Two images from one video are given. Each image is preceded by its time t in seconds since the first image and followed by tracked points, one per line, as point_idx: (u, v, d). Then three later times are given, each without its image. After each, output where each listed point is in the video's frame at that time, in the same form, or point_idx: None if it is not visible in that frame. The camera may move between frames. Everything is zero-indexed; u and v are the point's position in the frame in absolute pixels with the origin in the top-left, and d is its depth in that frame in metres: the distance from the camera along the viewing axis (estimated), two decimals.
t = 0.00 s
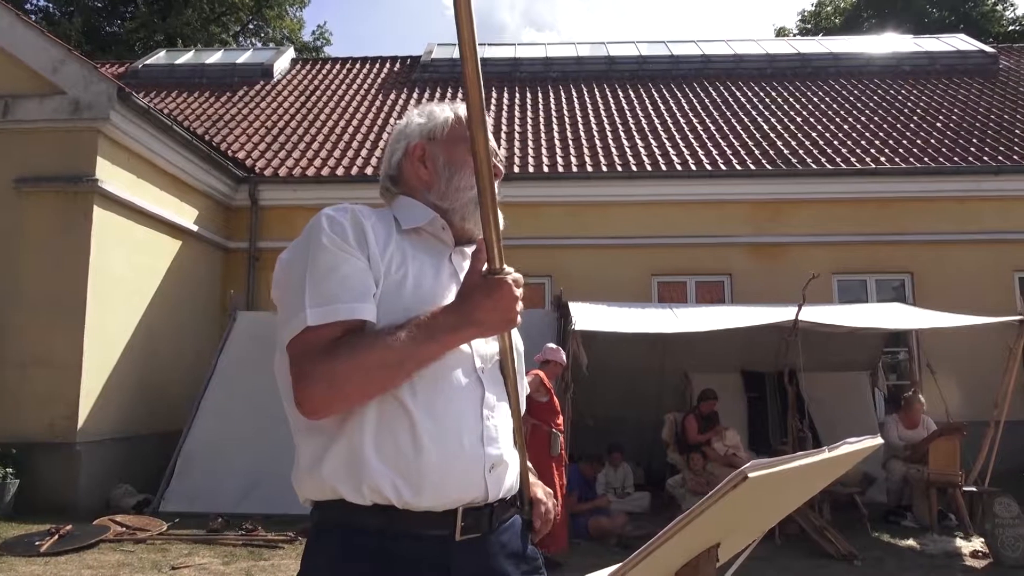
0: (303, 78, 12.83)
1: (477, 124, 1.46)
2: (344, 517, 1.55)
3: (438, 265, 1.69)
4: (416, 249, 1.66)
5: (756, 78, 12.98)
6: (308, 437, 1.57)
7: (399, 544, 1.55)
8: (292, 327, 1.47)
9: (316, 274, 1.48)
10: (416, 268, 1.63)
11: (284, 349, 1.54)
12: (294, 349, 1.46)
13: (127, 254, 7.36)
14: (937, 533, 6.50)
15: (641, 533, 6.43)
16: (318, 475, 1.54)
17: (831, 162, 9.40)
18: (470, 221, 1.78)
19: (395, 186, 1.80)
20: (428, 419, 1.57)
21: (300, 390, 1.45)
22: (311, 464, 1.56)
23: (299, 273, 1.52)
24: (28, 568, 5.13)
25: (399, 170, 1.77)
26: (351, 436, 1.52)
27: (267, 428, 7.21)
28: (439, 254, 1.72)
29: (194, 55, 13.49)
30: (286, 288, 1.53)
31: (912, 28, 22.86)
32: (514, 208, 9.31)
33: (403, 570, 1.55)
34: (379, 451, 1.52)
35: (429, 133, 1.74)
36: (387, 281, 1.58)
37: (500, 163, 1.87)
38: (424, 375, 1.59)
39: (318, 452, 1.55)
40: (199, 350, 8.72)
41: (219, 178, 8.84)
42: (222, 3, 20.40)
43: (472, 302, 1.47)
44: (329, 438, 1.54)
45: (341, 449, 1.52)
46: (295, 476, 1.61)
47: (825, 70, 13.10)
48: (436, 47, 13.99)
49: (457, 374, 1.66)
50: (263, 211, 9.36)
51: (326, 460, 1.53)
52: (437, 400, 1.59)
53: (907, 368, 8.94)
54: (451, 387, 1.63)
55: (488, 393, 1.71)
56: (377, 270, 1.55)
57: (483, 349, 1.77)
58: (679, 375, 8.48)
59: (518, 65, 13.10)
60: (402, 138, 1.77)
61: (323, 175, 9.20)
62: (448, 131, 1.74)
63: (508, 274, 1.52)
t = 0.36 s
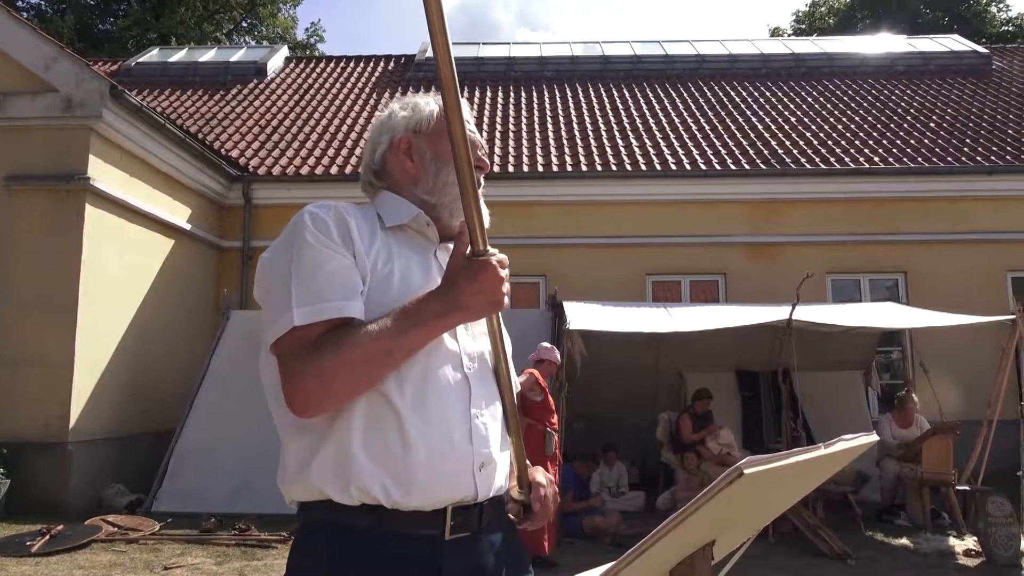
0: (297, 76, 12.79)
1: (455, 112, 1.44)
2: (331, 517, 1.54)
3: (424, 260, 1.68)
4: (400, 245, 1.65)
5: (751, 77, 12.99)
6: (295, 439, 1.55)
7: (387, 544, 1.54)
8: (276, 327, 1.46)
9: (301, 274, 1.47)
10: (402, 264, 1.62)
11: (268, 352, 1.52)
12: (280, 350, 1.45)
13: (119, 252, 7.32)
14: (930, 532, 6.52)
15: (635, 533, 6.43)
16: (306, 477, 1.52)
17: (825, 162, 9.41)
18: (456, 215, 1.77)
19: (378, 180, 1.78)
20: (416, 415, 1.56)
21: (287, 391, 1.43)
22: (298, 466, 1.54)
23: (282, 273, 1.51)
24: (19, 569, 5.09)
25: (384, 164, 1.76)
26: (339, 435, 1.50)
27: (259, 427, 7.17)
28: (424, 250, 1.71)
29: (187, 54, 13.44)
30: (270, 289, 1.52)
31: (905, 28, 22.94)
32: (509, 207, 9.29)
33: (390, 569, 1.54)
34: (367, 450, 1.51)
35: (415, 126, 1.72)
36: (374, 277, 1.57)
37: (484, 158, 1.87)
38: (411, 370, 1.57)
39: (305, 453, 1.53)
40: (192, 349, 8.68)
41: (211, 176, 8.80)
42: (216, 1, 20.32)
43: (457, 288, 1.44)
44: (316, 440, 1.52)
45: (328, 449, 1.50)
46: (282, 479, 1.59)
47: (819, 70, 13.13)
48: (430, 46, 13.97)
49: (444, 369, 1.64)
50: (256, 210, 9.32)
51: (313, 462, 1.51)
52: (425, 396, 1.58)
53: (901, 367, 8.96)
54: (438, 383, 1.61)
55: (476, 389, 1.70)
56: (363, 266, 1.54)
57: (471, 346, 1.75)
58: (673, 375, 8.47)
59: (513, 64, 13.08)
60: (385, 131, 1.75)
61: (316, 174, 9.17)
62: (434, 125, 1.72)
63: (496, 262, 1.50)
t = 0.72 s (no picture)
0: (292, 75, 12.77)
1: (443, 121, 1.41)
2: (323, 520, 1.54)
3: (409, 263, 1.69)
4: (384, 247, 1.66)
5: (745, 78, 13.02)
6: (285, 444, 1.55)
7: (380, 546, 1.55)
8: (262, 331, 1.46)
9: (284, 280, 1.47)
10: (387, 266, 1.63)
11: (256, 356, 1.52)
12: (267, 354, 1.45)
13: (113, 252, 7.30)
14: (923, 531, 6.54)
15: (630, 533, 6.44)
16: (296, 483, 1.52)
17: (819, 162, 9.43)
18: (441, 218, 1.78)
19: (365, 179, 1.78)
20: (405, 416, 1.55)
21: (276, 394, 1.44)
22: (289, 472, 1.54)
23: (266, 278, 1.51)
24: (12, 570, 5.08)
25: (370, 163, 1.75)
26: (328, 439, 1.50)
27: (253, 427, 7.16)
28: (409, 252, 1.72)
29: (181, 53, 13.41)
30: (254, 294, 1.52)
31: (900, 28, 23.01)
32: (504, 207, 9.30)
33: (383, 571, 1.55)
34: (356, 453, 1.51)
35: (403, 127, 1.71)
36: (359, 280, 1.57)
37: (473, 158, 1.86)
38: (399, 372, 1.57)
39: (296, 458, 1.53)
40: (186, 349, 8.66)
41: (206, 176, 8.78)
42: None
43: (441, 285, 1.41)
44: (306, 445, 1.52)
45: (318, 454, 1.50)
46: (272, 484, 1.59)
47: (813, 70, 13.17)
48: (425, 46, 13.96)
49: (432, 370, 1.64)
50: (251, 209, 9.31)
51: (303, 467, 1.51)
52: (413, 397, 1.57)
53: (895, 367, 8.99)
54: (427, 384, 1.61)
55: (465, 389, 1.69)
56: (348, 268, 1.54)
57: (458, 346, 1.75)
58: (667, 375, 8.49)
59: (507, 64, 13.09)
60: (373, 130, 1.74)
61: (311, 173, 9.15)
62: (422, 127, 1.71)
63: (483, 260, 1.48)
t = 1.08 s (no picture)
0: (287, 74, 12.74)
1: (454, 111, 1.35)
2: (319, 520, 1.54)
3: (406, 264, 1.69)
4: (382, 248, 1.66)
5: (740, 78, 13.04)
6: (280, 440, 1.55)
7: (376, 547, 1.55)
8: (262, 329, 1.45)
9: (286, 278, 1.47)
10: (386, 267, 1.63)
11: (257, 355, 1.51)
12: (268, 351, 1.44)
13: (107, 251, 7.27)
14: (917, 530, 6.56)
15: (625, 532, 6.44)
16: (293, 478, 1.52)
17: (814, 162, 9.46)
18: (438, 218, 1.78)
19: (358, 185, 1.76)
20: (401, 418, 1.55)
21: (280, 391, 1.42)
22: (284, 469, 1.53)
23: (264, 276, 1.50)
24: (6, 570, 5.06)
25: (362, 169, 1.74)
26: (324, 437, 1.49)
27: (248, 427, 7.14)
28: (407, 253, 1.72)
29: (176, 52, 13.37)
30: (253, 294, 1.51)
31: (894, 29, 23.04)
32: (499, 207, 9.29)
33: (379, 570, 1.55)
34: (352, 454, 1.50)
35: (394, 130, 1.70)
36: (360, 280, 1.58)
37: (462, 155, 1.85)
38: (397, 373, 1.57)
39: (291, 457, 1.53)
40: (180, 348, 8.63)
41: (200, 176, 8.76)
42: None
43: (442, 271, 1.38)
44: (303, 442, 1.52)
45: (315, 451, 1.50)
46: (267, 481, 1.58)
47: (808, 71, 13.20)
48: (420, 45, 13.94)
49: (429, 370, 1.63)
50: (246, 209, 9.29)
51: (298, 467, 1.51)
52: (410, 398, 1.57)
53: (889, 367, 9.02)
54: (424, 384, 1.60)
55: (461, 391, 1.69)
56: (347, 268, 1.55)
57: (455, 349, 1.74)
58: (663, 374, 8.49)
59: (503, 64, 13.08)
60: (363, 136, 1.73)
61: (306, 173, 9.14)
62: (414, 128, 1.71)
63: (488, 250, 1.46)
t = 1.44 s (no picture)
0: (282, 74, 12.73)
1: (465, 107, 1.28)
2: (311, 518, 1.55)
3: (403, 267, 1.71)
4: (377, 249, 1.68)
5: (735, 78, 13.07)
6: (272, 437, 1.55)
7: (370, 543, 1.55)
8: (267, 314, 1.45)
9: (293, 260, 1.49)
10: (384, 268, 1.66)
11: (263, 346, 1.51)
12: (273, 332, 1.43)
13: (101, 251, 7.26)
14: (911, 529, 6.58)
15: (620, 532, 6.45)
16: (287, 475, 1.51)
17: (808, 162, 9.48)
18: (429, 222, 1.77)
19: (352, 189, 1.78)
20: (395, 416, 1.56)
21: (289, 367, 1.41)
22: (278, 466, 1.53)
23: (267, 265, 1.51)
24: None
25: (353, 175, 1.76)
26: (321, 432, 1.49)
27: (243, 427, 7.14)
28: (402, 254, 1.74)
29: (171, 51, 13.35)
30: (255, 284, 1.52)
31: (888, 30, 23.07)
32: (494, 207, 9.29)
33: (370, 569, 1.55)
34: (348, 450, 1.51)
35: (380, 135, 1.70)
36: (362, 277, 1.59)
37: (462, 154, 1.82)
38: (392, 373, 1.57)
39: (285, 453, 1.52)
40: (175, 348, 8.62)
41: (196, 175, 8.75)
42: None
43: (446, 228, 1.31)
44: (297, 439, 1.51)
45: (310, 448, 1.50)
46: (258, 478, 1.58)
47: (803, 71, 13.23)
48: (415, 45, 13.93)
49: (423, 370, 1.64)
50: (241, 208, 9.29)
51: (293, 464, 1.50)
52: (404, 396, 1.58)
53: (883, 366, 9.10)
54: (418, 384, 1.61)
55: (454, 392, 1.70)
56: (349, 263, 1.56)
57: (449, 352, 1.75)
58: (658, 374, 8.51)
59: (499, 64, 13.09)
60: (353, 143, 1.74)
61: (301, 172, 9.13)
62: (400, 133, 1.69)
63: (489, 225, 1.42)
